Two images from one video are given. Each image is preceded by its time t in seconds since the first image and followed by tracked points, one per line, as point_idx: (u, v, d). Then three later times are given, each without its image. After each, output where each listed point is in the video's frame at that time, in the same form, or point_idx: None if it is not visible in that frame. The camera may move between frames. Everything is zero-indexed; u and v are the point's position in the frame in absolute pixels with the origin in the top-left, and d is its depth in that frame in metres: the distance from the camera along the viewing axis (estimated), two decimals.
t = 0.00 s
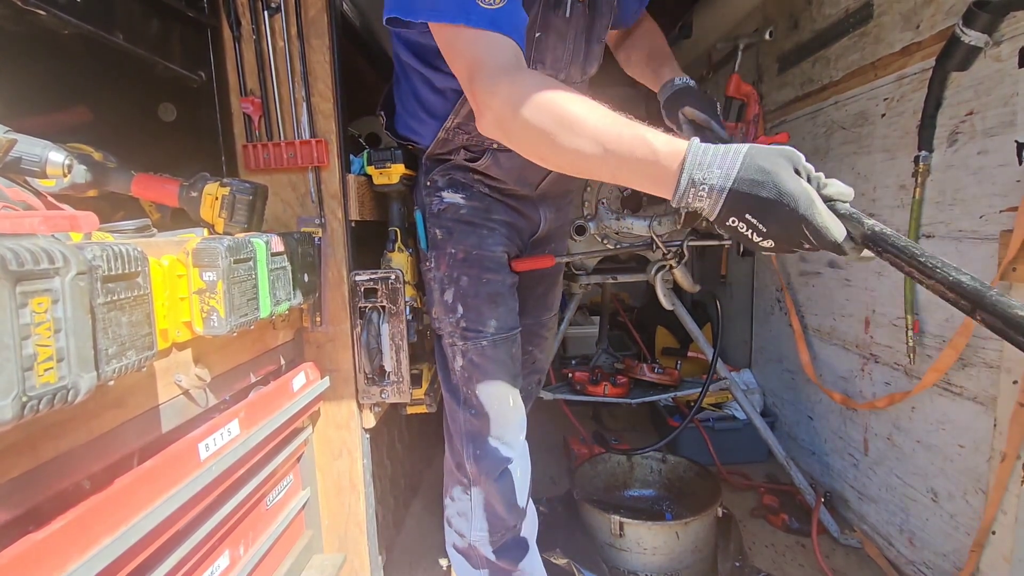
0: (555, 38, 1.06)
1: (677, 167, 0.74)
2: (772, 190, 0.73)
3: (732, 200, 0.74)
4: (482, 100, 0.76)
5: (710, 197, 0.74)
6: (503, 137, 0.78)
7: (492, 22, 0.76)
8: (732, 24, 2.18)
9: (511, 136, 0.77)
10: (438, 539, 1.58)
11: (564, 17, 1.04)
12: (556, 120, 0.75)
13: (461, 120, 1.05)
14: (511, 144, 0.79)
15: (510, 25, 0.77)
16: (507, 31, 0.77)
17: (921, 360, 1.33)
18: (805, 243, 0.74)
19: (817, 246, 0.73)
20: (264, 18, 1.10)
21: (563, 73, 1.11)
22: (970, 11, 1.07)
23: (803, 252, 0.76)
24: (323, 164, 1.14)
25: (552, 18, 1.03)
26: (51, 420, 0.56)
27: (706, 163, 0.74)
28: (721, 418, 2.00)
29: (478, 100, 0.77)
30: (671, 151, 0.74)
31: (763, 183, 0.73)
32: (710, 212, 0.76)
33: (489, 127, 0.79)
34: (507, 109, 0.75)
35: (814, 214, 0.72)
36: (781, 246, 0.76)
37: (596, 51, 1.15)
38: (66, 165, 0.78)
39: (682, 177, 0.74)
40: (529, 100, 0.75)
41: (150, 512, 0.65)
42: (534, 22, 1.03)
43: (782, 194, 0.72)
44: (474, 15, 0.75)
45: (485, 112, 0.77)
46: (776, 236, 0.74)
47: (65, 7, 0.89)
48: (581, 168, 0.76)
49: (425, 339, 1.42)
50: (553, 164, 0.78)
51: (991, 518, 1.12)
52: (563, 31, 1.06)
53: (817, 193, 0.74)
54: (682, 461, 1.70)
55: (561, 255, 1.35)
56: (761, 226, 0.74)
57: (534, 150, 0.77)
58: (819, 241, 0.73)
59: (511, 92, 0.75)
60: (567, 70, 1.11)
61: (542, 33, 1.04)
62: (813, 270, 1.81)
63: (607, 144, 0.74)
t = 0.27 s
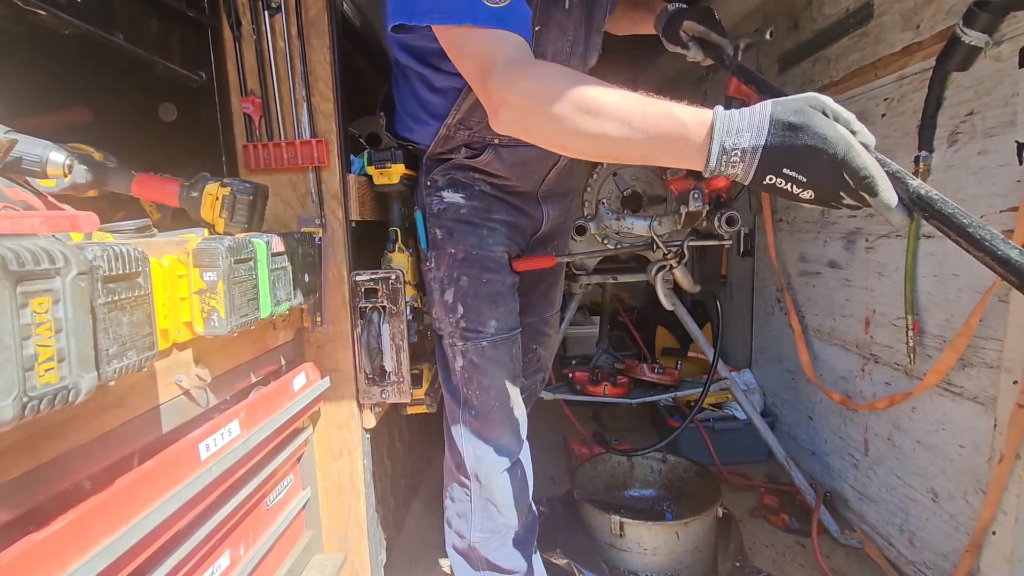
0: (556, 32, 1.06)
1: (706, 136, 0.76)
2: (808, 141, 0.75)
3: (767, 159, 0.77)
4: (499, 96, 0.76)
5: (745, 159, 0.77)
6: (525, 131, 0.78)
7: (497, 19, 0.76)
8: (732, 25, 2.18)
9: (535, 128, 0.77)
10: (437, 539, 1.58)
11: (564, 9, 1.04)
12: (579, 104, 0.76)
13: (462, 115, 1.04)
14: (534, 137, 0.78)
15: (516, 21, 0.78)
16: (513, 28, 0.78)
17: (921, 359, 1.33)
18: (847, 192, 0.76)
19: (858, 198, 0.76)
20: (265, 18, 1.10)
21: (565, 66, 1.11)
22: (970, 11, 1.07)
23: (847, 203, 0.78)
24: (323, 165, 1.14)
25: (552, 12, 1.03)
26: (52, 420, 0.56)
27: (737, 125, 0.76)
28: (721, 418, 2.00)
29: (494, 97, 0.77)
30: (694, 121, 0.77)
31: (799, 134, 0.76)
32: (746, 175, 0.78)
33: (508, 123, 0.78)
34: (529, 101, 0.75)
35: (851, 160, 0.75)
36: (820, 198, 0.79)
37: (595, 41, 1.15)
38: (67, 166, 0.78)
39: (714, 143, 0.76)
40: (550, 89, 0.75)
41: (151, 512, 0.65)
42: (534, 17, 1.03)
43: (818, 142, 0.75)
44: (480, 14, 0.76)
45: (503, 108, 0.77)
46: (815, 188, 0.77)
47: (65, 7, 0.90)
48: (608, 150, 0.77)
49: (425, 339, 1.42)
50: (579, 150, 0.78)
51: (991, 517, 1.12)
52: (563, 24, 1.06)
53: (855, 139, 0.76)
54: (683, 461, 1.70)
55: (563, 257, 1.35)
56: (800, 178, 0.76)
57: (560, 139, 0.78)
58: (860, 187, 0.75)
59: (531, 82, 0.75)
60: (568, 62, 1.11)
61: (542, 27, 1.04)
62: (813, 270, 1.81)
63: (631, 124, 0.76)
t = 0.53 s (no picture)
0: (556, 26, 1.06)
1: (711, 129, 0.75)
2: (800, 121, 0.74)
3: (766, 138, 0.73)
4: (511, 99, 0.76)
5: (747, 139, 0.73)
6: (537, 133, 0.78)
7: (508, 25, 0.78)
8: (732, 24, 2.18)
9: (546, 130, 0.76)
10: (437, 539, 1.59)
11: (564, 5, 1.05)
12: (589, 105, 0.75)
13: (465, 111, 1.04)
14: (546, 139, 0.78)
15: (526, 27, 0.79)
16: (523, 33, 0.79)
17: (922, 359, 1.33)
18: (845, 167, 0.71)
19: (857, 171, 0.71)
20: (264, 18, 1.10)
21: (564, 61, 1.11)
22: (970, 11, 1.07)
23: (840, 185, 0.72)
24: (323, 164, 1.14)
25: (553, 6, 1.04)
26: (52, 420, 0.56)
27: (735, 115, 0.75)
28: (721, 418, 2.01)
29: (506, 101, 0.77)
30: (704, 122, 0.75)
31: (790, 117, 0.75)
32: (745, 164, 0.74)
33: (519, 126, 0.78)
34: (539, 102, 0.75)
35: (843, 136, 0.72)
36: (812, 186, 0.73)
37: (592, 36, 1.14)
38: (66, 166, 0.78)
39: (718, 130, 0.74)
40: (560, 89, 0.75)
41: (150, 512, 0.65)
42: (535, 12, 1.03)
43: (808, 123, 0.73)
44: (490, 19, 0.77)
45: (516, 110, 0.77)
46: (813, 164, 0.72)
47: (65, 7, 0.90)
48: (621, 151, 0.76)
49: (425, 339, 1.42)
50: (592, 150, 0.77)
51: (991, 517, 1.12)
52: (563, 19, 1.06)
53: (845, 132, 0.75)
54: (682, 461, 1.70)
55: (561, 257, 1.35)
56: (797, 153, 0.72)
57: (571, 140, 0.76)
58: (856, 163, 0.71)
59: (542, 84, 0.75)
60: (568, 57, 1.11)
61: (544, 23, 1.05)
62: (813, 270, 1.81)
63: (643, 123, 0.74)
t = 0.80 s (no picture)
0: (559, 26, 1.06)
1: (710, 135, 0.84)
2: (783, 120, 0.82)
3: (755, 136, 0.82)
4: (527, 106, 0.82)
5: (740, 140, 0.82)
6: (551, 138, 0.84)
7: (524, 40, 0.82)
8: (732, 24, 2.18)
9: (561, 136, 0.83)
10: (437, 539, 1.59)
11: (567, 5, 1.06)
12: (601, 112, 0.82)
13: (471, 107, 1.04)
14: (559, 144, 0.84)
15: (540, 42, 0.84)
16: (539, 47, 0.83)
17: (921, 359, 1.33)
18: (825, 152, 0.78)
19: (835, 156, 0.77)
20: (264, 18, 1.10)
21: (566, 61, 1.11)
22: (970, 11, 1.07)
23: (824, 170, 0.78)
24: (323, 164, 1.14)
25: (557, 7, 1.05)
26: (51, 420, 0.56)
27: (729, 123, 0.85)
28: (721, 418, 2.01)
29: (522, 108, 0.82)
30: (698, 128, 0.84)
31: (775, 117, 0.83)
32: (742, 162, 0.83)
33: (534, 132, 0.84)
34: (556, 111, 0.81)
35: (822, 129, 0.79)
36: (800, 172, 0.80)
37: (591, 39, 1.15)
38: (67, 165, 0.78)
39: (716, 136, 0.84)
40: (575, 99, 0.81)
41: (150, 511, 0.65)
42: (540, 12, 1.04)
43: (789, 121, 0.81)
44: (508, 33, 0.81)
45: (532, 119, 0.82)
46: (799, 152, 0.79)
47: (65, 7, 0.90)
48: (627, 155, 0.83)
49: (425, 339, 1.42)
50: (601, 154, 0.84)
51: (991, 517, 1.12)
52: (566, 19, 1.06)
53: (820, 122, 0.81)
54: (682, 461, 1.70)
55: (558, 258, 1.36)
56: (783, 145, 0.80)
57: (584, 145, 0.83)
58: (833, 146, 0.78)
59: (558, 94, 0.81)
60: (569, 57, 1.11)
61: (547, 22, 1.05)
62: (813, 270, 1.81)
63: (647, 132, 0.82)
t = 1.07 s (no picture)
0: (560, 30, 1.06)
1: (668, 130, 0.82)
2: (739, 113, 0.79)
3: (710, 130, 0.79)
4: (491, 109, 0.84)
5: (697, 135, 0.80)
6: (516, 139, 0.86)
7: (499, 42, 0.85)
8: (732, 24, 2.18)
9: (524, 137, 0.85)
10: (437, 539, 1.59)
11: (568, 10, 1.06)
12: (561, 113, 0.82)
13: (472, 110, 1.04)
14: (524, 144, 0.86)
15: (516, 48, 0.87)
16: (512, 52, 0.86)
17: (921, 359, 1.33)
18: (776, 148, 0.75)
19: (785, 153, 0.75)
20: (264, 18, 1.10)
21: (566, 66, 1.10)
22: (970, 11, 1.07)
23: (776, 166, 0.76)
24: (323, 164, 1.14)
25: (557, 13, 1.04)
26: (52, 420, 0.56)
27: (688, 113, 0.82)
28: (721, 418, 2.01)
29: (488, 111, 0.84)
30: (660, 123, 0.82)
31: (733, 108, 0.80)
32: (701, 156, 0.81)
33: (500, 134, 0.86)
34: (516, 114, 0.82)
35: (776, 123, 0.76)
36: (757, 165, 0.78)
37: (590, 45, 1.15)
38: (67, 165, 0.78)
39: (673, 130, 0.82)
40: (536, 100, 0.82)
41: (150, 512, 0.65)
42: (541, 16, 1.03)
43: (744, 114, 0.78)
44: (484, 32, 0.83)
45: (497, 122, 0.85)
46: (751, 149, 0.77)
47: (65, 7, 0.90)
48: (589, 153, 0.84)
49: (425, 339, 1.42)
50: (564, 152, 0.85)
51: (991, 517, 1.12)
52: (566, 24, 1.06)
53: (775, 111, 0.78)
54: (682, 461, 1.70)
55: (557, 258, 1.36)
56: (735, 142, 0.78)
57: (546, 145, 0.84)
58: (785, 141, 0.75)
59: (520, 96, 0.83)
60: (569, 62, 1.10)
61: (548, 27, 1.05)
62: (813, 270, 1.81)
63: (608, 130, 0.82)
